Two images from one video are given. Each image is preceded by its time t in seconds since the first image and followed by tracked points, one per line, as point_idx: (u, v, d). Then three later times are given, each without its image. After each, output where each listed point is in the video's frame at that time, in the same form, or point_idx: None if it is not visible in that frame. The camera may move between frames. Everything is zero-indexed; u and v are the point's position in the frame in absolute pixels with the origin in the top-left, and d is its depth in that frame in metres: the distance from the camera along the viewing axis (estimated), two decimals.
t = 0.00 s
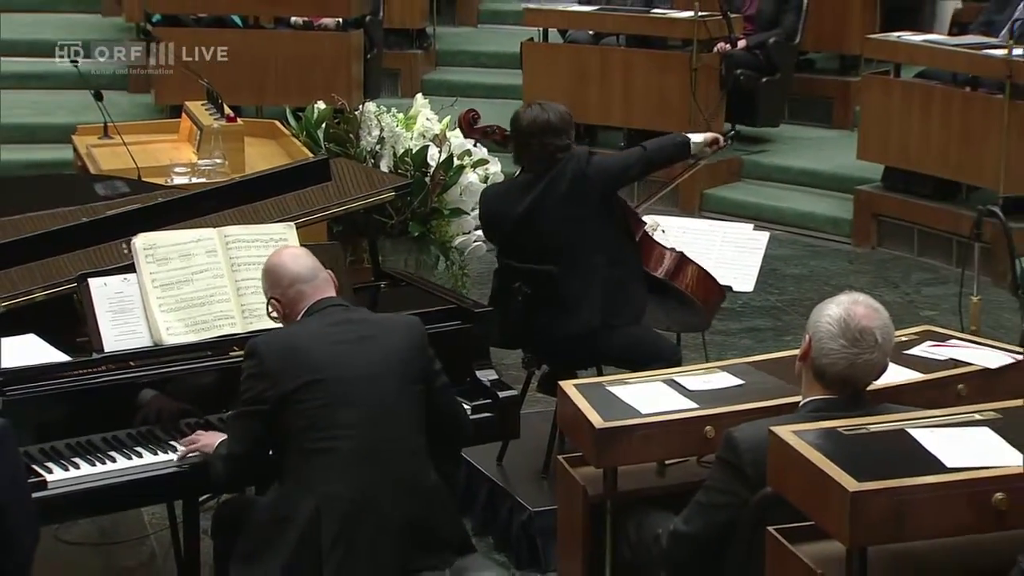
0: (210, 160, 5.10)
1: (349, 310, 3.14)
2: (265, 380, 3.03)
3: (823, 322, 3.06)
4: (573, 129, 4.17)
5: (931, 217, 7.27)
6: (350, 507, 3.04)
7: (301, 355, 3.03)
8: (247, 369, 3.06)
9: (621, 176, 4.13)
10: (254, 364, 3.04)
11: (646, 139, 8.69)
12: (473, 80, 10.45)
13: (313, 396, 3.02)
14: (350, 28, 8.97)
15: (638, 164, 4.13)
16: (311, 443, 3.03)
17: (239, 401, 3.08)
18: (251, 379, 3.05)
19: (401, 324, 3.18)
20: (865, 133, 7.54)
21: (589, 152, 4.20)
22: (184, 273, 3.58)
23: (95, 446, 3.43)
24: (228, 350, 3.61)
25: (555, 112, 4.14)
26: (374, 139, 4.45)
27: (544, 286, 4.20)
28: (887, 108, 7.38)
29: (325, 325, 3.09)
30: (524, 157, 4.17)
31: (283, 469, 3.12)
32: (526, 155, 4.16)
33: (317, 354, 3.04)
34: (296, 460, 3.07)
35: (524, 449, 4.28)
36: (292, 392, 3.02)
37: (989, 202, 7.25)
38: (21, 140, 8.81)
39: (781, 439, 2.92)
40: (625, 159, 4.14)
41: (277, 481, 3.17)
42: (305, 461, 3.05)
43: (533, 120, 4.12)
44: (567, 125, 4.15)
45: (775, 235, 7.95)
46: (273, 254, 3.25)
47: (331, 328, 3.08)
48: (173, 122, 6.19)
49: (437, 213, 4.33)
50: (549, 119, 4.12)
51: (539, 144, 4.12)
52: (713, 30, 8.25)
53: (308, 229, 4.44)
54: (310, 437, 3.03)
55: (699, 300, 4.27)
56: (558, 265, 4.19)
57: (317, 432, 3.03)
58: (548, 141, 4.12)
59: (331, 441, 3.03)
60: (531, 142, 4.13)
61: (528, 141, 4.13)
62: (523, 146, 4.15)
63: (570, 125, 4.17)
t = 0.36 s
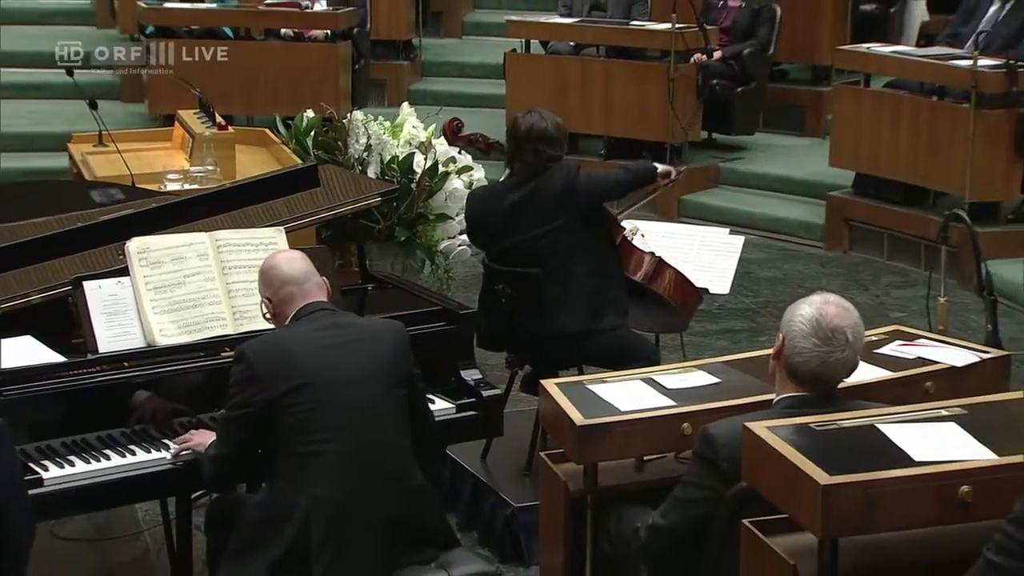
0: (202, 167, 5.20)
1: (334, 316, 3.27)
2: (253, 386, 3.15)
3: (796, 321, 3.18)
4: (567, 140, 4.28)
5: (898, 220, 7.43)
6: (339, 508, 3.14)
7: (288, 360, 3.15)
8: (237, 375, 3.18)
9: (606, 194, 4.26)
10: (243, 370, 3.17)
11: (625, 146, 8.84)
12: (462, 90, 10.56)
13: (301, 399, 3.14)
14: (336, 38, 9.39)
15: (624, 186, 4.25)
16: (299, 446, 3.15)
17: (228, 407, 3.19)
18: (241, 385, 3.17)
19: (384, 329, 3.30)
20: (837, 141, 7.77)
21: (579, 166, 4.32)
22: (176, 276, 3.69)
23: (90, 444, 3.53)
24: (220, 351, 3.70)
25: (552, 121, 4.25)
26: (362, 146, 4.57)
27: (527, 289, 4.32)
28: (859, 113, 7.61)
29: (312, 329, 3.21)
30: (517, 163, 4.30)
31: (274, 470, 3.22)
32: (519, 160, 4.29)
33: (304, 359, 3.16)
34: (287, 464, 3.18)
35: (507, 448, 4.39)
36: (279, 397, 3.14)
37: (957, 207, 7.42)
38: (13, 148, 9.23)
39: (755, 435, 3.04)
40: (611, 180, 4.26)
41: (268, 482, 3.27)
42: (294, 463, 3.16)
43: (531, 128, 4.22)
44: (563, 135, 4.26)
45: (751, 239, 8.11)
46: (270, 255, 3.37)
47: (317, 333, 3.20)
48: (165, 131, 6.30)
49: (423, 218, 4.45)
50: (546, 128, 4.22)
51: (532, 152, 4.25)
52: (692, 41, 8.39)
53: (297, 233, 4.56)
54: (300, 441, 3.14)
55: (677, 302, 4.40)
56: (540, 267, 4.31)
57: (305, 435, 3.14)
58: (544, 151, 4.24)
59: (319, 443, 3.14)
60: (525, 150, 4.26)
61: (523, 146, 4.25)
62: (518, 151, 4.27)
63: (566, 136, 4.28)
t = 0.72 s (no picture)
0: (196, 174, 5.31)
1: (322, 319, 3.38)
2: (244, 387, 3.26)
3: (772, 321, 3.31)
4: (551, 164, 4.38)
5: (867, 223, 7.60)
6: (328, 506, 3.26)
7: (277, 362, 3.26)
8: (228, 377, 3.29)
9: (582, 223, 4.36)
10: (234, 372, 3.27)
11: (607, 154, 8.97)
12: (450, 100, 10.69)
13: (291, 400, 3.25)
14: (327, 50, 9.51)
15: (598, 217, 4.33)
16: (290, 446, 3.26)
17: (220, 408, 3.30)
18: (232, 387, 3.28)
19: (371, 330, 3.41)
20: (813, 150, 7.95)
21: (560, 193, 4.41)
22: (171, 279, 3.79)
23: (87, 442, 3.64)
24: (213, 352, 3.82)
25: (538, 140, 4.35)
26: (352, 153, 4.71)
27: (511, 294, 4.49)
28: (831, 125, 7.79)
29: (300, 331, 3.32)
30: (501, 176, 4.40)
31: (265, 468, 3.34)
32: (503, 174, 4.39)
33: (293, 361, 3.27)
34: (277, 463, 3.30)
35: (493, 446, 4.52)
36: (269, 398, 3.25)
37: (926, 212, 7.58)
38: (12, 157, 9.32)
39: (732, 431, 3.16)
40: (588, 210, 4.34)
41: (260, 480, 3.38)
42: (285, 462, 3.27)
43: (519, 144, 4.33)
44: (546, 156, 4.36)
45: (729, 244, 8.26)
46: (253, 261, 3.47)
47: (306, 335, 3.31)
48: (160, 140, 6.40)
49: (411, 224, 4.60)
50: (531, 146, 4.33)
51: (514, 169, 4.35)
52: (672, 53, 8.39)
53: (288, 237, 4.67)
54: (290, 440, 3.26)
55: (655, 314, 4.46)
56: (524, 272, 4.44)
57: (295, 435, 3.25)
58: (526, 168, 4.34)
59: (308, 443, 3.25)
60: (509, 165, 4.35)
61: (508, 161, 4.35)
62: (506, 162, 4.36)
63: (552, 158, 4.37)
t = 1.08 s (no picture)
0: (192, 180, 5.42)
1: (317, 320, 3.49)
2: (240, 385, 3.36)
3: (752, 322, 3.43)
4: (536, 172, 4.48)
5: (844, 229, 7.74)
6: (319, 502, 3.36)
7: (273, 360, 3.37)
8: (224, 375, 3.39)
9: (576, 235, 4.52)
10: (230, 370, 3.38)
11: (594, 162, 9.11)
12: (440, 109, 10.83)
13: (285, 398, 3.36)
14: (321, 61, 9.64)
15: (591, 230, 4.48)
16: (283, 443, 3.36)
17: (216, 405, 3.40)
18: (228, 384, 3.38)
19: (365, 332, 3.53)
20: (790, 158, 8.07)
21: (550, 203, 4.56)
22: (168, 282, 3.90)
23: (86, 441, 3.74)
24: (210, 353, 3.93)
25: (524, 148, 4.45)
26: (344, 160, 4.91)
27: (499, 297, 4.61)
28: (808, 134, 7.93)
29: (296, 332, 3.44)
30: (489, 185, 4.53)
31: (259, 465, 3.44)
32: (492, 183, 4.50)
33: (288, 361, 3.38)
34: (269, 460, 3.40)
35: (481, 444, 4.64)
36: (265, 395, 3.36)
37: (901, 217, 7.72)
38: (11, 164, 9.41)
39: (713, 428, 3.27)
40: (582, 222, 4.49)
41: (253, 477, 3.49)
42: (278, 459, 3.38)
43: (505, 153, 4.43)
44: (532, 164, 4.45)
45: (710, 249, 8.40)
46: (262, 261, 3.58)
47: (300, 336, 3.42)
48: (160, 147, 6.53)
49: (402, 228, 4.77)
50: (517, 155, 4.43)
51: (502, 178, 4.46)
52: (655, 64, 8.54)
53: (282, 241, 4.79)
54: (283, 438, 3.36)
55: (640, 317, 4.55)
56: (512, 276, 4.55)
57: (289, 432, 3.36)
58: (513, 177, 4.45)
59: (301, 440, 3.36)
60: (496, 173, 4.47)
61: (495, 170, 4.47)
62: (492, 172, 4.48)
63: (539, 165, 4.48)
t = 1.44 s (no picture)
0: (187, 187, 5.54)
1: (308, 318, 3.61)
2: (233, 382, 3.47)
3: (732, 319, 3.56)
4: (514, 171, 4.59)
5: (820, 233, 7.89)
6: (310, 496, 3.48)
7: (265, 358, 3.48)
8: (217, 372, 3.50)
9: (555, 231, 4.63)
10: (223, 367, 3.49)
11: (579, 171, 9.25)
12: (428, 118, 10.97)
13: (277, 394, 3.47)
14: (313, 71, 9.75)
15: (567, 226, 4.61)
16: (275, 439, 3.48)
17: (209, 401, 3.51)
18: (221, 381, 3.49)
19: (354, 331, 3.65)
20: (767, 161, 8.23)
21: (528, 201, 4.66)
22: (164, 285, 4.03)
23: (83, 440, 3.84)
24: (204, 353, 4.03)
25: (501, 150, 4.56)
26: (335, 166, 5.07)
27: (484, 300, 4.73)
28: (785, 139, 8.08)
29: (287, 330, 3.55)
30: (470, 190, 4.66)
31: (250, 461, 3.54)
32: (473, 188, 4.63)
33: (279, 358, 3.49)
34: (261, 455, 3.51)
35: (468, 443, 4.76)
36: (257, 392, 3.47)
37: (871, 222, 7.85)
38: (6, 172, 9.52)
39: (693, 424, 3.38)
40: (559, 220, 4.60)
41: (244, 472, 3.60)
42: (270, 454, 3.49)
43: (482, 157, 4.55)
44: (510, 165, 4.56)
45: (687, 252, 8.54)
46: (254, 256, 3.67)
47: (291, 334, 3.54)
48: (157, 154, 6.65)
49: (391, 233, 4.92)
50: (494, 158, 4.54)
51: (482, 181, 4.59)
52: (636, 74, 8.72)
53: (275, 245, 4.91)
54: (275, 433, 3.47)
55: (623, 318, 4.68)
56: (497, 279, 4.67)
57: (280, 428, 3.47)
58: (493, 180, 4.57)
59: (293, 436, 3.47)
60: (475, 178, 4.59)
61: (475, 175, 4.59)
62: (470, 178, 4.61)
63: (515, 165, 4.58)
